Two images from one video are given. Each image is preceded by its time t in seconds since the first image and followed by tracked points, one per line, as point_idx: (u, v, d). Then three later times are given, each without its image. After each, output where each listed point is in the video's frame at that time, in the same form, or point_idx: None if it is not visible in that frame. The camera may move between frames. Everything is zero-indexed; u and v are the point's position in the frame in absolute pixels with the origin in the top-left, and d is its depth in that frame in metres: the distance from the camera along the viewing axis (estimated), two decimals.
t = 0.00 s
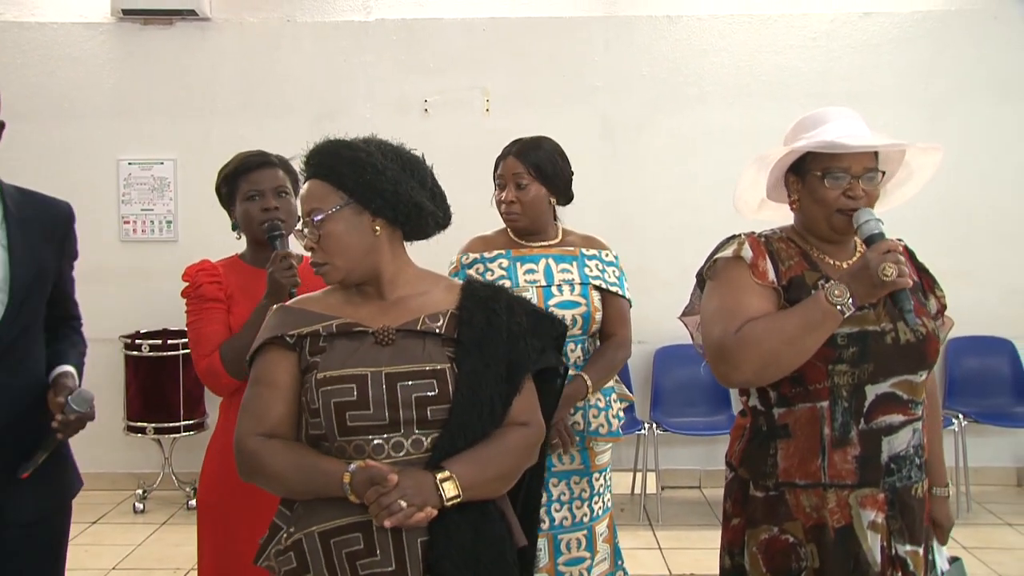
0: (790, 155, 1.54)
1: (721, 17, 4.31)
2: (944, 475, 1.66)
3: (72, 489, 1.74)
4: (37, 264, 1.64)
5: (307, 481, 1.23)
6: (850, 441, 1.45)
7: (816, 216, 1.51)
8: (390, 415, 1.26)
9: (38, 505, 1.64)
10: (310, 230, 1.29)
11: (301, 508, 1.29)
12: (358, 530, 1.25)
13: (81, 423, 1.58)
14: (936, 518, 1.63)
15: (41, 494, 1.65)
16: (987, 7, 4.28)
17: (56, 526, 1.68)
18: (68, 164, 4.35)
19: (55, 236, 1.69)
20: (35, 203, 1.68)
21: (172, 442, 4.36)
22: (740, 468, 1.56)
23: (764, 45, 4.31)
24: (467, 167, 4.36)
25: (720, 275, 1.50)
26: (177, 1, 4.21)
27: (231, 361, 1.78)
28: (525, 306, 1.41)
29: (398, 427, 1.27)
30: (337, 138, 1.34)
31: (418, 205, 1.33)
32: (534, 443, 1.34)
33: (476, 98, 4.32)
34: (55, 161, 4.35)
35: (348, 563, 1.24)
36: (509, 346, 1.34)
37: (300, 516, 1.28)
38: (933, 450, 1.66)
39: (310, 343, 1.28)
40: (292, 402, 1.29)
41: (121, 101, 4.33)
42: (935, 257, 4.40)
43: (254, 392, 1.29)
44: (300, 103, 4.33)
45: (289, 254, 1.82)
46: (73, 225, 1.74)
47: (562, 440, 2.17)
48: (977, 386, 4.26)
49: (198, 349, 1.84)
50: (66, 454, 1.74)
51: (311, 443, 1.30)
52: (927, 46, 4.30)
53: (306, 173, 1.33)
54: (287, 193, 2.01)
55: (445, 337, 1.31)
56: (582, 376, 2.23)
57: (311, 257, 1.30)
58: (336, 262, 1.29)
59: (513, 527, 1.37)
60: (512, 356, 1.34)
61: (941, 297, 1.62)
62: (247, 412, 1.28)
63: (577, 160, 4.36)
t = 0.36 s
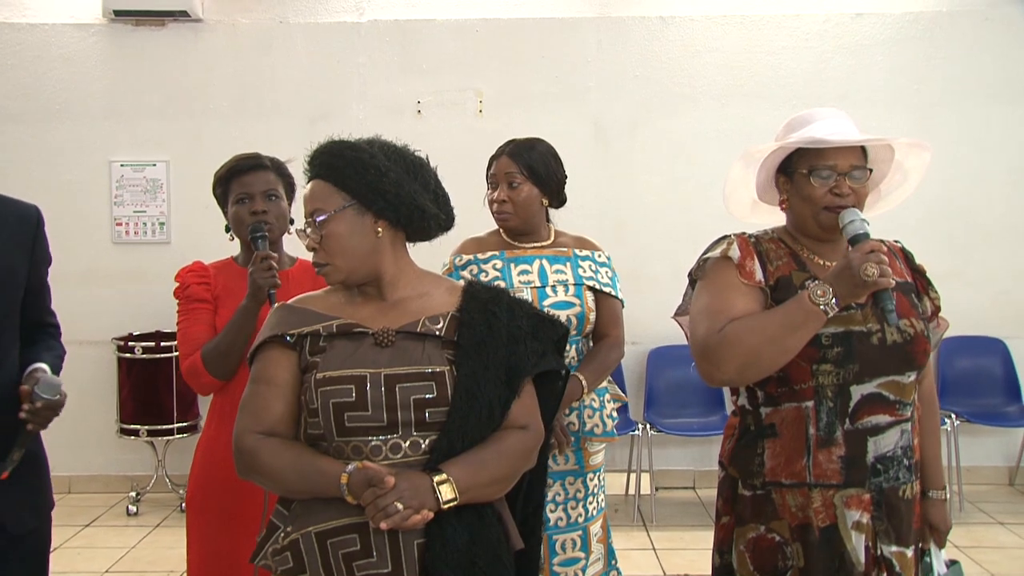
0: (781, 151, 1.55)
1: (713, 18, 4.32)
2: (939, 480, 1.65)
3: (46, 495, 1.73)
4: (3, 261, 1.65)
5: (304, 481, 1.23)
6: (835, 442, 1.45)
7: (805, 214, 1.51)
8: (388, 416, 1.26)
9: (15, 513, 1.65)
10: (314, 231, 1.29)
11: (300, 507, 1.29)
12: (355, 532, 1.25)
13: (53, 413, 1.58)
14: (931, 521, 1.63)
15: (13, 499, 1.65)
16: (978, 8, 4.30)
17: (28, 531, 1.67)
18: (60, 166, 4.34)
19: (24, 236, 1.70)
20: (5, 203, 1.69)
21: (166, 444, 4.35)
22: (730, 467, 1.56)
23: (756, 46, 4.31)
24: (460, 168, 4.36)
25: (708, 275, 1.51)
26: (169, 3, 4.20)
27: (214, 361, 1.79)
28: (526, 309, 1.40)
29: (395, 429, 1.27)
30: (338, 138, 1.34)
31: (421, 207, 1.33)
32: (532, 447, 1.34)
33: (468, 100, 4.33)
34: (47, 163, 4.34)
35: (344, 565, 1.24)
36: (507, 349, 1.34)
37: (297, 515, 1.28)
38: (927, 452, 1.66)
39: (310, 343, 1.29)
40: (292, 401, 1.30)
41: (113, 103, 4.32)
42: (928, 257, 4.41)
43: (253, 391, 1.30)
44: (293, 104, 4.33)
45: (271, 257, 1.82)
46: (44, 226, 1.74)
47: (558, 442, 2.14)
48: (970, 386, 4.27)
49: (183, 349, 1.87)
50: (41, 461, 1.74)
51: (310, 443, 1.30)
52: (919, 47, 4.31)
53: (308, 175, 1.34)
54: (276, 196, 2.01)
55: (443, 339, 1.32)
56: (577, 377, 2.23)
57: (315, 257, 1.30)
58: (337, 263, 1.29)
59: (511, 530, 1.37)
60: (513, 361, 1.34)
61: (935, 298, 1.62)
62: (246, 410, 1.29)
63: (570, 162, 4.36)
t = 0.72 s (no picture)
0: (772, 157, 1.55)
1: (712, 20, 4.32)
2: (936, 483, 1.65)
3: (56, 492, 1.76)
4: (5, 258, 1.69)
5: (304, 480, 1.23)
6: (827, 443, 1.45)
7: (798, 218, 1.51)
8: (390, 415, 1.26)
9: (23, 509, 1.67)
10: (317, 222, 1.29)
11: (299, 507, 1.28)
12: (356, 531, 1.24)
13: (34, 411, 1.60)
14: (928, 523, 1.63)
15: (19, 495, 1.67)
16: (977, 10, 4.30)
17: (35, 526, 1.69)
18: (58, 165, 4.34)
19: (25, 233, 1.74)
20: (5, 202, 1.73)
21: (163, 444, 4.34)
22: (725, 468, 1.56)
23: (755, 48, 4.32)
24: (459, 169, 4.36)
25: (702, 277, 1.51)
26: (167, 2, 4.20)
27: (193, 356, 1.83)
28: (525, 312, 1.41)
29: (397, 427, 1.27)
30: (347, 136, 1.36)
31: (427, 208, 1.36)
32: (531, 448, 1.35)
33: (467, 100, 4.32)
34: (45, 163, 4.34)
35: (345, 564, 1.24)
36: (508, 349, 1.35)
37: (296, 515, 1.27)
38: (925, 454, 1.66)
39: (311, 340, 1.29)
40: (291, 399, 1.30)
41: (111, 102, 4.33)
42: (926, 259, 4.41)
43: (251, 389, 1.29)
44: (291, 105, 4.33)
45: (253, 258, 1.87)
46: (44, 225, 1.79)
47: (557, 441, 2.17)
48: (969, 388, 4.27)
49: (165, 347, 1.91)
50: (51, 459, 1.77)
51: (308, 441, 1.30)
52: (917, 49, 4.31)
53: (316, 169, 1.35)
54: (264, 199, 2.02)
55: (445, 338, 1.32)
56: (577, 377, 2.23)
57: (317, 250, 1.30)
58: (339, 257, 1.29)
59: (507, 530, 1.37)
60: (513, 363, 1.35)
61: (931, 300, 1.62)
62: (244, 408, 1.28)
63: (568, 163, 4.36)
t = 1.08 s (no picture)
0: (795, 164, 1.53)
1: (734, 19, 4.29)
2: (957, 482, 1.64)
3: (103, 487, 1.79)
4: (60, 257, 1.72)
5: (326, 481, 1.23)
6: (857, 448, 1.43)
7: (824, 222, 1.49)
8: (413, 417, 1.26)
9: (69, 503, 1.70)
10: (343, 220, 1.29)
11: (321, 508, 1.28)
12: (379, 533, 1.24)
13: (80, 395, 1.62)
14: (955, 525, 1.61)
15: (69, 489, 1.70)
16: (1006, 7, 4.23)
17: (76, 522, 1.71)
18: (84, 167, 4.39)
19: (77, 231, 1.78)
20: (59, 202, 1.77)
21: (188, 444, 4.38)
22: (749, 471, 1.54)
23: (778, 47, 4.28)
24: (481, 170, 4.36)
25: (726, 281, 1.49)
26: (191, 5, 4.24)
27: (196, 357, 1.90)
28: (547, 316, 1.41)
29: (420, 429, 1.27)
30: (374, 137, 1.36)
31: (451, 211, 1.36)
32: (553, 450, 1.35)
33: (489, 101, 4.32)
34: (72, 164, 4.39)
35: (367, 566, 1.24)
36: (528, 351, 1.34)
37: (319, 516, 1.27)
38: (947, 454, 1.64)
39: (333, 341, 1.29)
40: (313, 400, 1.30)
41: (136, 104, 4.37)
42: (954, 260, 4.35)
43: (273, 390, 1.29)
44: (313, 106, 4.35)
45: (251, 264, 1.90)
46: (95, 224, 1.83)
47: (581, 442, 2.16)
48: (998, 390, 4.20)
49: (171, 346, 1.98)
50: (99, 456, 1.80)
51: (330, 442, 1.30)
52: (944, 46, 4.25)
53: (341, 168, 1.35)
54: (265, 203, 2.04)
55: (467, 340, 1.32)
56: (601, 378, 2.22)
57: (342, 248, 1.30)
58: (364, 255, 1.29)
59: (529, 533, 1.36)
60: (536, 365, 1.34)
61: (955, 302, 1.60)
62: (266, 408, 1.28)
63: (590, 164, 4.35)
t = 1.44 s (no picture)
0: (848, 175, 1.49)
1: (782, 24, 4.25)
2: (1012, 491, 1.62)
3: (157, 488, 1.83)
4: (126, 258, 1.78)
5: (377, 489, 1.24)
6: (920, 462, 1.41)
7: (879, 232, 1.47)
8: (463, 424, 1.27)
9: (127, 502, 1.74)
10: (392, 222, 1.31)
11: (371, 516, 1.29)
12: (429, 541, 1.26)
13: (142, 394, 1.66)
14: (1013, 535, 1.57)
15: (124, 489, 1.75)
16: None
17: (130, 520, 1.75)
18: (135, 170, 4.50)
19: (142, 235, 1.83)
20: (126, 207, 1.83)
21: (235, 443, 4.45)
22: (803, 485, 1.52)
23: (827, 51, 4.22)
24: (524, 175, 4.37)
25: (780, 294, 1.48)
26: (240, 12, 4.32)
27: (250, 356, 1.93)
28: (593, 323, 1.41)
29: (470, 436, 1.28)
30: (424, 141, 1.37)
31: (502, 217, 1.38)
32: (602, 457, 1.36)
33: (534, 106, 4.33)
34: (124, 168, 4.50)
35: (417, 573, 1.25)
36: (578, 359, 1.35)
37: (368, 524, 1.29)
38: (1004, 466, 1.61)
39: (381, 349, 1.30)
40: (361, 408, 1.30)
41: (185, 109, 4.47)
42: (1008, 268, 4.25)
43: (321, 398, 1.30)
44: (359, 112, 4.40)
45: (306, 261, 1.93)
46: (158, 229, 1.88)
47: (627, 451, 2.18)
48: None
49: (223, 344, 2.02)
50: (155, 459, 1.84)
51: (379, 449, 1.31)
52: (999, 50, 4.16)
53: (390, 171, 1.37)
54: (315, 203, 2.08)
55: (518, 349, 1.33)
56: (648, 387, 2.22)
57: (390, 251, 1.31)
58: (412, 259, 1.30)
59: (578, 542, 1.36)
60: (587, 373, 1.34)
61: (1009, 310, 1.56)
62: (313, 416, 1.29)
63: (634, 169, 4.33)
